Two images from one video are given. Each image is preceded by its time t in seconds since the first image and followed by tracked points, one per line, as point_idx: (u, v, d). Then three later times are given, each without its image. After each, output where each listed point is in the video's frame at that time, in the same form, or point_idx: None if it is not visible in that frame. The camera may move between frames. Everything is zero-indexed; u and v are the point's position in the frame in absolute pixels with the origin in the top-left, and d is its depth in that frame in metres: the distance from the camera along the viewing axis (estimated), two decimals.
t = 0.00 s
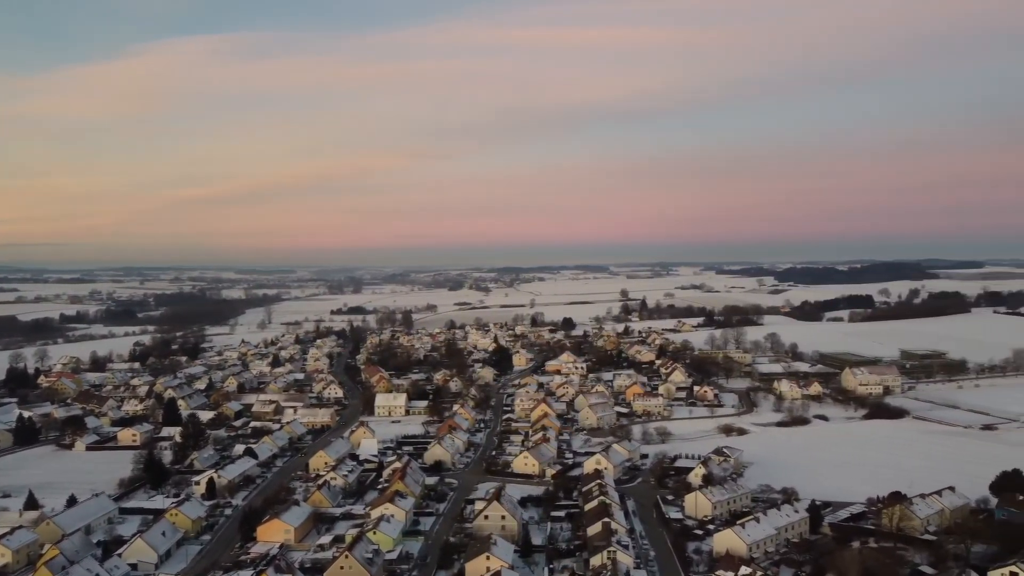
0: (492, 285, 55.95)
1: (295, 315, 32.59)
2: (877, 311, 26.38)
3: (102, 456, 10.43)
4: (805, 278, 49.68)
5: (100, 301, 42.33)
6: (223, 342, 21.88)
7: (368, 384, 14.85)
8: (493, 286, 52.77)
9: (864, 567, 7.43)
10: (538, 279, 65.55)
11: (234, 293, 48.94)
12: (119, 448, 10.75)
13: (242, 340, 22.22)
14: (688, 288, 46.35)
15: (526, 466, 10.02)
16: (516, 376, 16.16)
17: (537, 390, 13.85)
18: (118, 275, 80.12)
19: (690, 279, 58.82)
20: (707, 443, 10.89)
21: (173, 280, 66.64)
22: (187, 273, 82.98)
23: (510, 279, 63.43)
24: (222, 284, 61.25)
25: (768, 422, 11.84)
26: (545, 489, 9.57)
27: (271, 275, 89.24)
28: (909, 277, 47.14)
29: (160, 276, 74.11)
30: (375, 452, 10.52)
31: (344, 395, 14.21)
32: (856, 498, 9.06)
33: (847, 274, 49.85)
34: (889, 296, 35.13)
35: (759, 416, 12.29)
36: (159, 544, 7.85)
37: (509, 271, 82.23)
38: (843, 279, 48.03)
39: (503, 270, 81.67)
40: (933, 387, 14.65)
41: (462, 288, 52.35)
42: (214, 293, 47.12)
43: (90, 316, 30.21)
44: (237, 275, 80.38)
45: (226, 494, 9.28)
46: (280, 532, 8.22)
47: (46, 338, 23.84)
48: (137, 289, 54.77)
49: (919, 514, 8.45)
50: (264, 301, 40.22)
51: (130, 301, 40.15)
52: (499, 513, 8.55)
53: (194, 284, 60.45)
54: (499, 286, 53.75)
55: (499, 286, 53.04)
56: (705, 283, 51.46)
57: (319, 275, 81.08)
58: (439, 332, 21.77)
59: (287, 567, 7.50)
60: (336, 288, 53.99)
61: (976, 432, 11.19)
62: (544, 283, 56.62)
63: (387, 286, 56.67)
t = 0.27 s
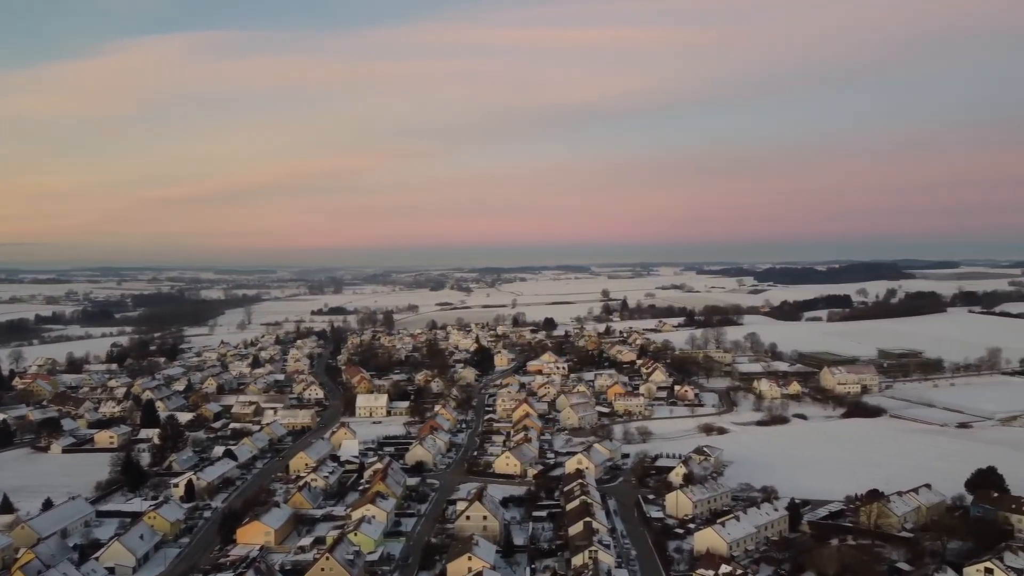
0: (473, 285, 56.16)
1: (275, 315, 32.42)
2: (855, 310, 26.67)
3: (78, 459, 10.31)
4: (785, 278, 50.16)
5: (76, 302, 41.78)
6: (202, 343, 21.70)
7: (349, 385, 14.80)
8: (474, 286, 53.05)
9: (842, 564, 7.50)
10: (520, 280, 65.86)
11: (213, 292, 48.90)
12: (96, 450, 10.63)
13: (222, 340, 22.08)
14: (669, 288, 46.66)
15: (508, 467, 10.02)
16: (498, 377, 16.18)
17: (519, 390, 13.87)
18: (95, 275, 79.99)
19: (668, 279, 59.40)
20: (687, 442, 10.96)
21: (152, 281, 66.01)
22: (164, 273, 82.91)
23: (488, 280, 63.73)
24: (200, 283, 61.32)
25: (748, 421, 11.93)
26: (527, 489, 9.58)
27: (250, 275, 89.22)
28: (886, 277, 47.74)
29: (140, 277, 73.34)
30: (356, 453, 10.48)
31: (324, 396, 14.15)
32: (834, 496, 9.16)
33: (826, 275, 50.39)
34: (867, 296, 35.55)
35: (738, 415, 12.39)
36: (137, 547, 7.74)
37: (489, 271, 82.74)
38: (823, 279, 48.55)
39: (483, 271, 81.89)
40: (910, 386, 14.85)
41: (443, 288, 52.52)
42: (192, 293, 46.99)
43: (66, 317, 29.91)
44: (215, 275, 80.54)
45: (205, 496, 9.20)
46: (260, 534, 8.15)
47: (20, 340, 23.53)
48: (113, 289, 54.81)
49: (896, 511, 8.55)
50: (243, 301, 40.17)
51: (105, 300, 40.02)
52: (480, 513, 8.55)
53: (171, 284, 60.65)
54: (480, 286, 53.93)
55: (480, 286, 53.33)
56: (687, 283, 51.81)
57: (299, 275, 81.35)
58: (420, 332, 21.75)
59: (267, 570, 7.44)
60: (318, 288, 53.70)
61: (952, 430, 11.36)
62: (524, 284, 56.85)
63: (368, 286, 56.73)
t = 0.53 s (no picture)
0: (453, 285, 56.36)
1: (254, 316, 32.22)
2: (834, 310, 26.94)
3: (54, 462, 10.19)
4: (766, 278, 50.59)
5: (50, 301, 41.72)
6: (180, 344, 21.49)
7: (329, 386, 14.75)
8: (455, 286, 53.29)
9: (820, 561, 7.56)
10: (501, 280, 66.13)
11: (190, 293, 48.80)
12: (72, 453, 10.51)
13: (200, 341, 21.91)
14: (649, 288, 46.93)
15: (489, 467, 10.03)
16: (479, 377, 16.19)
17: (500, 390, 13.88)
18: (72, 275, 79.71)
19: (643, 279, 59.96)
20: (668, 442, 11.02)
21: (132, 282, 65.29)
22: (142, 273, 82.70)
23: (464, 279, 64.00)
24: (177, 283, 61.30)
25: (727, 421, 12.03)
26: (508, 489, 9.60)
27: (229, 275, 89.05)
28: (864, 277, 48.31)
29: (120, 278, 72.54)
30: (336, 454, 10.45)
31: (304, 396, 14.08)
32: (813, 494, 9.24)
33: (806, 274, 50.88)
34: (847, 296, 35.94)
35: (718, 414, 12.48)
36: (114, 551, 7.64)
37: (470, 271, 83.18)
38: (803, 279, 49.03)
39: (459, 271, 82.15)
40: (887, 384, 15.02)
41: (424, 287, 52.65)
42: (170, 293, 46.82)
43: (40, 317, 29.59)
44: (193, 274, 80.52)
45: (183, 499, 9.13)
46: (239, 536, 8.09)
47: None
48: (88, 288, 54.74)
49: (874, 509, 8.65)
50: (221, 301, 40.06)
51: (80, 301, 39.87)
52: (462, 514, 8.54)
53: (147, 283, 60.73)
54: (461, 286, 54.10)
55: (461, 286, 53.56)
56: (669, 283, 52.10)
57: (278, 275, 81.48)
58: (401, 333, 21.70)
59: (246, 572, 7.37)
60: (299, 288, 53.32)
61: (928, 428, 11.50)
62: (498, 284, 57.02)
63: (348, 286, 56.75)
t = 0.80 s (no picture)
0: (433, 285, 56.58)
1: (232, 316, 31.98)
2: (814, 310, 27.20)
3: (29, 465, 10.06)
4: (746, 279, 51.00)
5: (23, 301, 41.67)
6: (158, 345, 21.26)
7: (309, 386, 14.68)
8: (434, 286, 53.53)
9: (799, 559, 7.63)
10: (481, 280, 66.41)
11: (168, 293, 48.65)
12: (47, 456, 10.38)
13: (178, 342, 21.71)
14: (630, 288, 47.18)
15: (470, 467, 10.03)
16: (461, 377, 16.18)
17: (482, 390, 13.88)
18: (49, 275, 79.35)
19: (624, 279, 60.39)
20: (649, 441, 11.08)
21: (108, 282, 64.49)
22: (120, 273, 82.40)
23: (445, 280, 63.94)
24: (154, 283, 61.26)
25: (707, 420, 12.11)
26: (489, 489, 9.60)
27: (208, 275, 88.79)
28: (842, 277, 48.80)
29: (95, 278, 71.64)
30: (317, 456, 10.41)
31: (284, 397, 14.01)
32: (792, 492, 9.33)
33: (785, 274, 51.32)
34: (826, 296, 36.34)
35: (698, 413, 12.56)
36: (90, 554, 7.55)
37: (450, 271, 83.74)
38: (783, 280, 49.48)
39: (440, 271, 82.13)
40: (864, 383, 15.20)
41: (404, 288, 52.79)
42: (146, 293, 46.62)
43: (14, 318, 29.27)
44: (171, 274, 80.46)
45: (161, 501, 9.05)
46: (217, 539, 8.02)
47: None
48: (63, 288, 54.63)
49: (851, 507, 8.74)
50: (200, 301, 39.96)
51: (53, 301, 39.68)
52: (443, 514, 8.53)
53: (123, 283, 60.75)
54: (441, 286, 54.28)
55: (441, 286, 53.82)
56: (650, 283, 52.39)
57: (258, 275, 81.55)
58: (382, 333, 21.64)
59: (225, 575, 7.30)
60: (278, 288, 53.13)
61: (905, 426, 11.65)
62: (480, 285, 56.99)
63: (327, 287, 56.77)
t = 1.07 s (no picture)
0: (413, 286, 56.85)
1: (211, 317, 31.75)
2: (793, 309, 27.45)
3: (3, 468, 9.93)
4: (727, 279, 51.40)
5: None
6: (135, 346, 21.07)
7: (289, 387, 14.61)
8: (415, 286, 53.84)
9: (778, 557, 7.69)
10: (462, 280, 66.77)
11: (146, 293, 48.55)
12: (22, 459, 10.26)
13: (156, 343, 21.53)
14: (610, 287, 47.45)
15: (451, 468, 10.03)
16: (442, 378, 16.18)
17: (463, 390, 13.88)
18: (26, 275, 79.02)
19: (605, 279, 60.87)
20: (630, 441, 11.14)
21: (85, 282, 63.81)
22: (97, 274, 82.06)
23: (427, 280, 63.84)
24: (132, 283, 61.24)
25: (688, 419, 12.19)
26: (470, 490, 9.61)
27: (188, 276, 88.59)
28: (822, 277, 49.31)
29: (72, 278, 70.92)
30: (297, 457, 10.37)
31: (264, 399, 13.93)
32: (771, 491, 9.41)
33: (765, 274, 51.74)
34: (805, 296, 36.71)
35: (678, 413, 12.64)
36: (66, 558, 7.44)
37: (430, 271, 84.24)
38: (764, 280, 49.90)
39: (423, 272, 82.01)
40: (842, 382, 15.37)
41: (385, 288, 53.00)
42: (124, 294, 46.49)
43: None
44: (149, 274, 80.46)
45: (139, 504, 8.97)
46: (196, 541, 7.93)
47: None
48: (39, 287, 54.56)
49: (829, 505, 8.83)
50: (178, 301, 39.92)
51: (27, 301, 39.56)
52: (424, 515, 8.51)
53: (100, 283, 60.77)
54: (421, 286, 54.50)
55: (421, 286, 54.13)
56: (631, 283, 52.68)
57: (238, 275, 81.77)
58: (363, 334, 21.57)
59: None
60: (258, 288, 53.13)
61: (882, 425, 11.79)
62: (458, 285, 57.24)
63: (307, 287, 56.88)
